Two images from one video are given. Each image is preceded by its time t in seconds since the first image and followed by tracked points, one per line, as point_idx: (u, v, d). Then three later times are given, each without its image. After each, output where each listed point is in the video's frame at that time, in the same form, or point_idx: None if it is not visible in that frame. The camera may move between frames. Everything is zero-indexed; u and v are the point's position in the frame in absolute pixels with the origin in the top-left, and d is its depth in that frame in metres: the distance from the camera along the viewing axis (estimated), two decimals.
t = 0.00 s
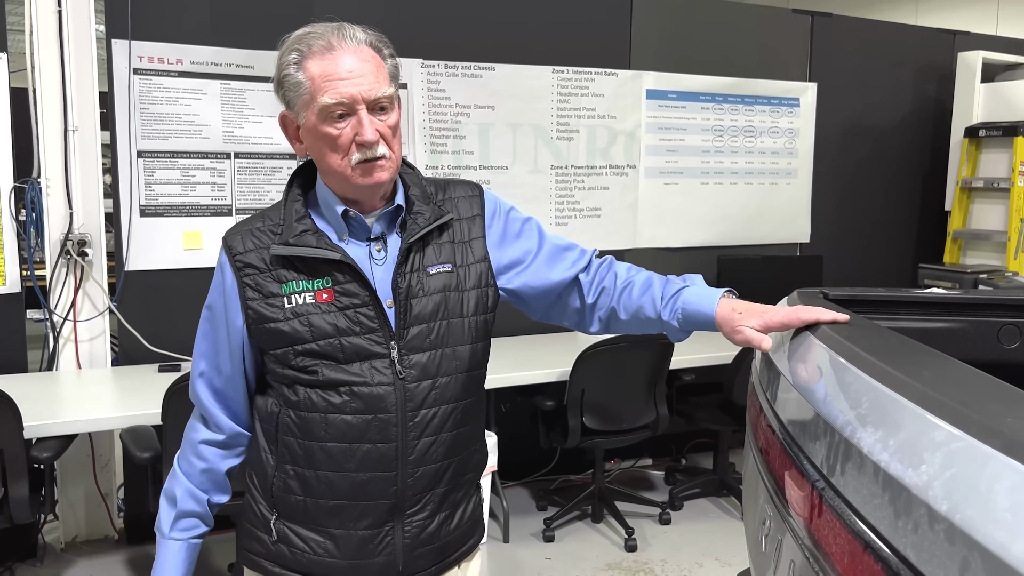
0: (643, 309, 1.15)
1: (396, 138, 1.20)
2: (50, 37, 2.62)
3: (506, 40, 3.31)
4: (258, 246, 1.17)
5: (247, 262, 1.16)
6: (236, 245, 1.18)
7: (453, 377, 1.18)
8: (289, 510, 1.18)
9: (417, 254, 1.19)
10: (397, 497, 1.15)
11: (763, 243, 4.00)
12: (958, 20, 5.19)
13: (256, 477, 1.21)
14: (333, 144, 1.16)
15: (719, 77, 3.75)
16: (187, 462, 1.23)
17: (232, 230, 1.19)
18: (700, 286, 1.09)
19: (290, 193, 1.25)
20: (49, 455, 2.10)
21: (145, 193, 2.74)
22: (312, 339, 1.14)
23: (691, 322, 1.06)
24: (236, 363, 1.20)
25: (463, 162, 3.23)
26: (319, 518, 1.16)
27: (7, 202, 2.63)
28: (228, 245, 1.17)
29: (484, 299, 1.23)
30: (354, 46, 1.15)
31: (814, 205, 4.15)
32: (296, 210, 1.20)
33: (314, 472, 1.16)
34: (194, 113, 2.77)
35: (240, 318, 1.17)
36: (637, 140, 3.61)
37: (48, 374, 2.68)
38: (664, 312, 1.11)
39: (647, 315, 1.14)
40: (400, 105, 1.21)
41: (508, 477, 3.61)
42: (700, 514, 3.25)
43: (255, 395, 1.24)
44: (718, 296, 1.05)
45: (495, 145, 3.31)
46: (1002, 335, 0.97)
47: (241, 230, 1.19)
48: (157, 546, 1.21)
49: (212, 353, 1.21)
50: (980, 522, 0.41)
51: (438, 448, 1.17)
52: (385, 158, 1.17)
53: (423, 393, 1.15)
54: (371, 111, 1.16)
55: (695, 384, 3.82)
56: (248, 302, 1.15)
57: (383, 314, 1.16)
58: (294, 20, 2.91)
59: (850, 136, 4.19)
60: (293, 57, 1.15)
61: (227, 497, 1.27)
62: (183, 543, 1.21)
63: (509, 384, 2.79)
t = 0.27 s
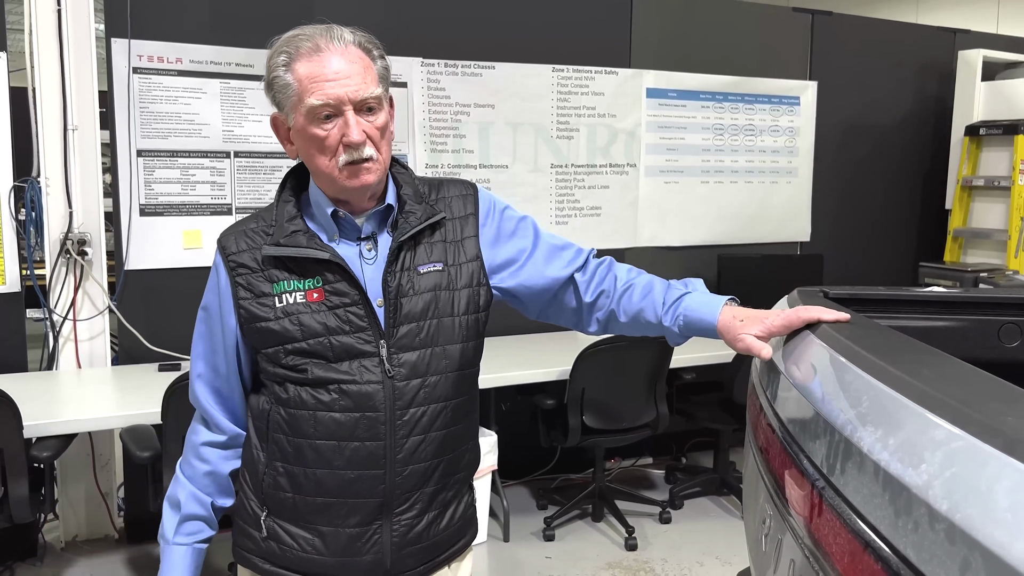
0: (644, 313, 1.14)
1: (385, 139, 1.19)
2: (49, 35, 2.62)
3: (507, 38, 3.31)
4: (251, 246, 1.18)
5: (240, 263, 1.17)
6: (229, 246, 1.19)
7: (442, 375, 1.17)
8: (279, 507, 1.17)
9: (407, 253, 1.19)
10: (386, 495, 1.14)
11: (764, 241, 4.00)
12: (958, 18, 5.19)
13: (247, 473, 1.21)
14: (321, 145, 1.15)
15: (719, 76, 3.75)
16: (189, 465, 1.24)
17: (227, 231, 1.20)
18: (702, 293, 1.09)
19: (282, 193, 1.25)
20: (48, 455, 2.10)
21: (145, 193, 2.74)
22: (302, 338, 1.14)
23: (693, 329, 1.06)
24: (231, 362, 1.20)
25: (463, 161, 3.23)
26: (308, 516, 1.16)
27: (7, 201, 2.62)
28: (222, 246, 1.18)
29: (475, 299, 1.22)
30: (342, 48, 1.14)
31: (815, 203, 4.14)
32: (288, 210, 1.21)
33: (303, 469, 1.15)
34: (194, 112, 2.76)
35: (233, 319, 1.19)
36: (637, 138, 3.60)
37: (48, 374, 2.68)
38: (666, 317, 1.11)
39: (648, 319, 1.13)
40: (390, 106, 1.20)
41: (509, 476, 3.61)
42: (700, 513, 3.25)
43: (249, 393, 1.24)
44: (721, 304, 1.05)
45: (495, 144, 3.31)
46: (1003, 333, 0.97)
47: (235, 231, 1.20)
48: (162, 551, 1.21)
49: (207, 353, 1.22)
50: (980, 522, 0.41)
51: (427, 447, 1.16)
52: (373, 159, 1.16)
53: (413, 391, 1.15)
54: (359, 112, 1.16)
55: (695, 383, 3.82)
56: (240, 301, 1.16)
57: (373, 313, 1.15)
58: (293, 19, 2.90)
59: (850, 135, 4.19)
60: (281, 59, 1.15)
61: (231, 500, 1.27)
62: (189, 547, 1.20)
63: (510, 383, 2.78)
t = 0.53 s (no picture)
0: (664, 296, 1.13)
1: (381, 133, 1.19)
2: (49, 34, 2.62)
3: (507, 37, 3.30)
4: (251, 244, 1.19)
5: (240, 261, 1.18)
6: (230, 244, 1.19)
7: (438, 376, 1.16)
8: (273, 505, 1.17)
9: (405, 254, 1.19)
10: (379, 495, 1.14)
11: (764, 240, 4.00)
12: (959, 17, 5.18)
13: (242, 471, 1.21)
14: (315, 138, 1.16)
15: (719, 75, 3.74)
16: (193, 467, 1.23)
17: (228, 230, 1.21)
18: (720, 275, 1.08)
19: (283, 192, 1.25)
20: (49, 454, 2.10)
21: (145, 192, 2.74)
22: (298, 337, 1.14)
23: (715, 310, 1.05)
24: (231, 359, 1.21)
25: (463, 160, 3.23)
26: (301, 513, 1.15)
27: (7, 201, 2.62)
28: (223, 244, 1.19)
29: (472, 300, 1.21)
30: (336, 42, 1.16)
31: (815, 202, 4.14)
32: (288, 210, 1.21)
33: (297, 467, 1.15)
34: (194, 112, 2.76)
35: (233, 317, 1.20)
36: (637, 137, 3.60)
37: (48, 373, 2.68)
38: (687, 300, 1.10)
39: (668, 302, 1.12)
40: (387, 101, 1.20)
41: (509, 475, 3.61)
42: (701, 512, 3.25)
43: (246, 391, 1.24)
44: (743, 282, 1.04)
45: (495, 143, 3.31)
46: (1003, 332, 0.97)
47: (236, 229, 1.21)
48: (167, 552, 1.19)
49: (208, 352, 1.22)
50: (982, 521, 0.41)
51: (421, 448, 1.15)
52: (366, 151, 1.16)
53: (408, 392, 1.14)
54: (352, 105, 1.16)
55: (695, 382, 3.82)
56: (238, 299, 1.17)
57: (370, 314, 1.15)
58: (293, 18, 2.90)
59: (850, 134, 4.18)
60: (278, 55, 1.17)
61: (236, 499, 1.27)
62: (194, 546, 1.19)
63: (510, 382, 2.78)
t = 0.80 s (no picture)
0: (684, 292, 1.13)
1: (379, 125, 1.18)
2: (49, 33, 2.61)
3: (506, 37, 3.30)
4: (254, 244, 1.19)
5: (243, 260, 1.18)
6: (234, 244, 1.20)
7: (438, 381, 1.16)
8: (270, 503, 1.17)
9: (407, 256, 1.19)
10: (375, 497, 1.13)
11: (764, 240, 3.99)
12: (959, 16, 5.18)
13: (241, 469, 1.21)
14: (312, 131, 1.17)
15: (719, 74, 3.74)
16: (197, 463, 1.23)
17: (233, 229, 1.21)
18: (741, 270, 1.10)
19: (288, 192, 1.25)
20: (49, 454, 2.10)
21: (145, 192, 2.74)
22: (299, 338, 1.14)
23: (738, 305, 1.07)
24: (234, 357, 1.21)
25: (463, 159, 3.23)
26: (298, 513, 1.15)
27: (7, 200, 2.62)
28: (227, 243, 1.19)
29: (474, 304, 1.21)
30: (336, 38, 1.18)
31: (815, 201, 4.14)
32: (292, 210, 1.21)
33: (295, 467, 1.15)
34: (194, 111, 2.76)
35: (235, 317, 1.19)
36: (637, 137, 3.60)
37: (48, 373, 2.68)
38: (708, 295, 1.11)
39: (687, 298, 1.13)
40: (387, 95, 1.20)
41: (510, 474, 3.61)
42: (701, 511, 3.25)
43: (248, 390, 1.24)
44: (766, 277, 1.05)
45: (495, 142, 3.30)
46: (1004, 332, 0.97)
47: (240, 228, 1.21)
48: (173, 549, 1.20)
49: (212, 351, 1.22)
50: (984, 522, 0.41)
51: (418, 452, 1.15)
52: (360, 142, 1.15)
53: (407, 396, 1.14)
54: (350, 98, 1.17)
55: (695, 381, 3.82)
56: (241, 299, 1.17)
57: (370, 316, 1.15)
58: (293, 18, 2.90)
59: (850, 133, 4.18)
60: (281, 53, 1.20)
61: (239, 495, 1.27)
62: (199, 543, 1.20)
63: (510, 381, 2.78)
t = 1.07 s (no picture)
0: (693, 294, 1.14)
1: (383, 123, 1.18)
2: (49, 33, 2.61)
3: (506, 36, 3.30)
4: (257, 242, 1.19)
5: (246, 258, 1.18)
6: (237, 242, 1.19)
7: (439, 383, 1.16)
8: (271, 504, 1.17)
9: (411, 257, 1.19)
10: (376, 499, 1.13)
11: (765, 239, 3.99)
12: (959, 16, 5.18)
13: (241, 469, 1.21)
14: (317, 127, 1.17)
15: (719, 74, 3.74)
16: (199, 461, 1.23)
17: (236, 226, 1.21)
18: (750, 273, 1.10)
19: (293, 189, 1.25)
20: (50, 453, 2.10)
21: (145, 191, 2.74)
22: (300, 339, 1.15)
23: (746, 308, 1.07)
24: (237, 355, 1.21)
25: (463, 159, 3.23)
26: (298, 515, 1.15)
27: (7, 199, 2.62)
28: (230, 240, 1.19)
29: (477, 305, 1.21)
30: (344, 36, 1.18)
31: (815, 201, 4.14)
32: (296, 209, 1.21)
33: (296, 469, 1.15)
34: (194, 110, 2.76)
35: (238, 315, 1.19)
36: (638, 136, 3.60)
37: (48, 373, 2.68)
38: (718, 298, 1.11)
39: (696, 301, 1.13)
40: (392, 93, 1.20)
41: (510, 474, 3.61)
42: (701, 511, 3.26)
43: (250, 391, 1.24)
44: (777, 281, 1.05)
45: (495, 141, 3.30)
46: (1005, 331, 0.97)
47: (244, 225, 1.21)
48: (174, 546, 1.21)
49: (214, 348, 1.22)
50: (985, 521, 0.41)
51: (419, 454, 1.15)
52: (365, 138, 1.15)
53: (408, 397, 1.14)
54: (355, 94, 1.17)
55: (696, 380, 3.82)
56: (243, 298, 1.17)
57: (372, 317, 1.15)
58: (293, 16, 2.90)
59: (851, 133, 4.18)
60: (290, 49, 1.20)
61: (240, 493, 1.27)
62: (200, 540, 1.21)
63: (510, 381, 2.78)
